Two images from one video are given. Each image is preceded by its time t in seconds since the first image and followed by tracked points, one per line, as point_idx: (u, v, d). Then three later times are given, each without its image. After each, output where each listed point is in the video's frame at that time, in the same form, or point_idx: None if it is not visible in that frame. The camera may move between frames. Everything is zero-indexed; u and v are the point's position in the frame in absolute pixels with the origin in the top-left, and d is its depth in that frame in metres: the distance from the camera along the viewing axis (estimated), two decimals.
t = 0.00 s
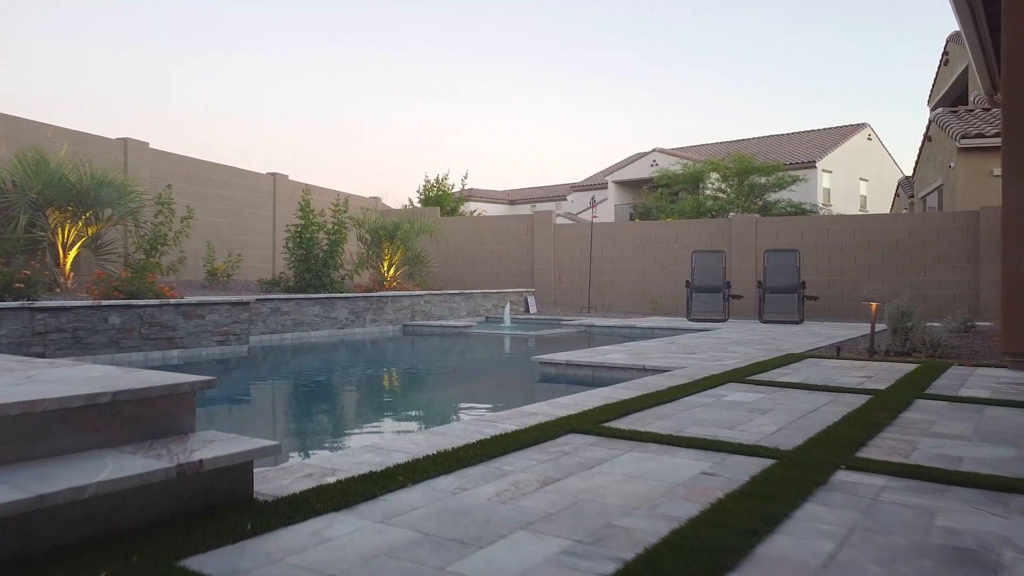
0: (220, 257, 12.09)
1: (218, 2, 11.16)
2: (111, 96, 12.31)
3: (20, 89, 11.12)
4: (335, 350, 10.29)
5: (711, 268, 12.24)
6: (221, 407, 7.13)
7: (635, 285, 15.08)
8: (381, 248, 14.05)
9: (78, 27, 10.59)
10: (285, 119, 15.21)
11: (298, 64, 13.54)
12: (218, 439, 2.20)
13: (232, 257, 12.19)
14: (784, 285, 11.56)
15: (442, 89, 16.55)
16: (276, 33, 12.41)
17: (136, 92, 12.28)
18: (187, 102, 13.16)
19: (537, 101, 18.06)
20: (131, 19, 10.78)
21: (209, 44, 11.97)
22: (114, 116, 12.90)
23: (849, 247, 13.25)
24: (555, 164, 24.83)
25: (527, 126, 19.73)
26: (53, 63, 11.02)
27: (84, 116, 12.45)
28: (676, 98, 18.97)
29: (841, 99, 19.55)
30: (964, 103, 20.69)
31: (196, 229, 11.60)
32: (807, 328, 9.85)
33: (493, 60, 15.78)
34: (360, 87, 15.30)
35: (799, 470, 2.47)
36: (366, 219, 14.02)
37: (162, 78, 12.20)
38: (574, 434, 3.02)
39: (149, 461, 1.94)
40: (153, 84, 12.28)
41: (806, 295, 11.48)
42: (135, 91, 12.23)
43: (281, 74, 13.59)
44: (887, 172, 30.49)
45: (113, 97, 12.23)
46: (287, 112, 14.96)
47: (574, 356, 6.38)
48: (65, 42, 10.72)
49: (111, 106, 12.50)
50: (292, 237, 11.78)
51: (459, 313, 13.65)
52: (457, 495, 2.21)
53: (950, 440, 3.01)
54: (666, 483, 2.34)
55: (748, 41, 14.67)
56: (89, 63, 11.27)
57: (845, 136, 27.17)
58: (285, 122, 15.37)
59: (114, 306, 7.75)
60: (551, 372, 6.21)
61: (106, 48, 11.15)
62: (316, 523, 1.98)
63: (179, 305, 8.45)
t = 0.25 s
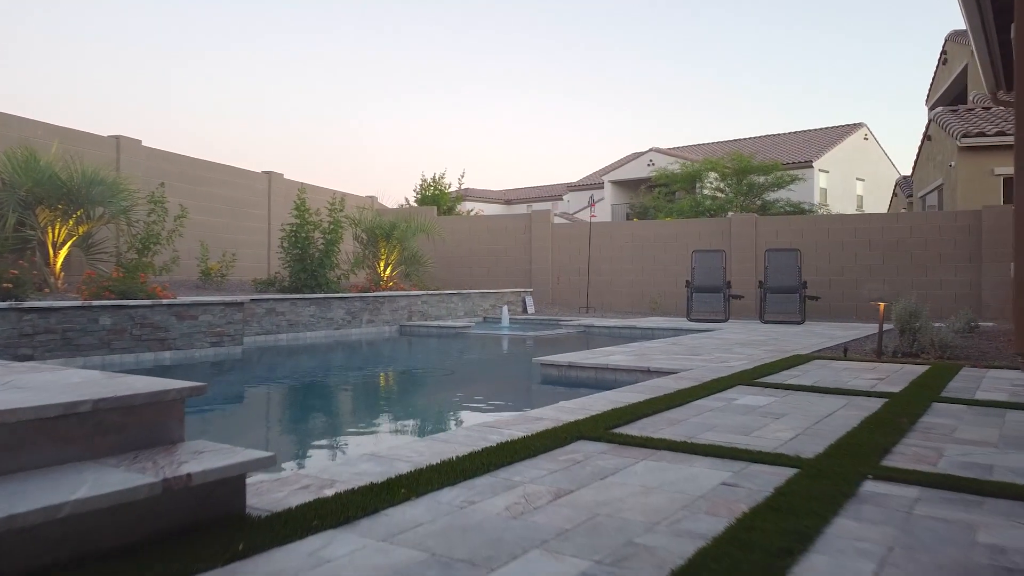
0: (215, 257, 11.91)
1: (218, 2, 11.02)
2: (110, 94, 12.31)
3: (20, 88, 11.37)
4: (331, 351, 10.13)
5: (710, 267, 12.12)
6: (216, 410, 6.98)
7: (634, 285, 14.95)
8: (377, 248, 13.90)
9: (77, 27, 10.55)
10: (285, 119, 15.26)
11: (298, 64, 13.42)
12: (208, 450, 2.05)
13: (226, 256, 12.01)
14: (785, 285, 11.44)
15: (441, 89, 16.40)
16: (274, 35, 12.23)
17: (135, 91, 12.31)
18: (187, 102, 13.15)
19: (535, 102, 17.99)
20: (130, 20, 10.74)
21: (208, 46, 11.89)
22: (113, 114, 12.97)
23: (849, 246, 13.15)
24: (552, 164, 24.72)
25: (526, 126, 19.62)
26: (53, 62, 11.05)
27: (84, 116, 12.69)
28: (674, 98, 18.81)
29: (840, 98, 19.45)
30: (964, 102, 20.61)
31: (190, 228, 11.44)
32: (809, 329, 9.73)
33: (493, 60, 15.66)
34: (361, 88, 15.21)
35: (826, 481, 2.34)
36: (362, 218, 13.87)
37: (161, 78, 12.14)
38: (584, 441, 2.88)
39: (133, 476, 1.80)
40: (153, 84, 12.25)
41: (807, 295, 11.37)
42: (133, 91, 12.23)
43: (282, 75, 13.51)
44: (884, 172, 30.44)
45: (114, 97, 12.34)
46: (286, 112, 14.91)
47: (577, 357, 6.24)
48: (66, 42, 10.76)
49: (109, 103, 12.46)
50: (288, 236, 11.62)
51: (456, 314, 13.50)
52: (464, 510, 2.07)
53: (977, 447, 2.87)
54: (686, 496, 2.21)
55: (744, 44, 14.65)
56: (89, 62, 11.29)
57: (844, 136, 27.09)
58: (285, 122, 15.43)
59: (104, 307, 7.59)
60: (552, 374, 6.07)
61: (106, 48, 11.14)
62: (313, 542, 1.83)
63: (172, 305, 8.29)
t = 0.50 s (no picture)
0: (200, 257, 11.69)
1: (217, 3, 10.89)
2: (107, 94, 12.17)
3: (20, 89, 11.30)
4: (319, 353, 9.95)
5: (703, 267, 12.03)
6: (203, 413, 6.81)
7: (626, 285, 14.84)
8: (366, 248, 13.74)
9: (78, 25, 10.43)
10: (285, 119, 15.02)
11: (298, 64, 13.24)
12: (188, 466, 1.90)
13: (212, 256, 11.78)
14: (778, 285, 11.37)
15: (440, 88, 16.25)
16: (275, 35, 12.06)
17: (134, 91, 12.20)
18: (187, 103, 13.03)
19: (534, 103, 17.93)
20: (130, 20, 10.63)
21: (208, 46, 11.77)
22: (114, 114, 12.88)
23: (841, 246, 13.12)
24: (542, 163, 24.62)
25: (520, 126, 19.51)
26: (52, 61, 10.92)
27: (84, 116, 12.62)
28: (673, 98, 18.74)
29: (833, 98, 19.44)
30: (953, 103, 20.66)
31: (174, 227, 11.22)
32: (803, 330, 9.65)
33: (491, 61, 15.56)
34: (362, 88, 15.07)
35: (846, 492, 2.20)
36: (350, 218, 13.70)
37: (162, 78, 12.02)
38: (588, 449, 2.74)
39: (104, 494, 1.64)
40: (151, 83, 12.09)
41: (800, 296, 11.30)
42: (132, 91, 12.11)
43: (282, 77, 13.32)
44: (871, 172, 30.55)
45: (114, 97, 12.25)
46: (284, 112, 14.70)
47: (571, 359, 6.10)
48: (65, 42, 10.66)
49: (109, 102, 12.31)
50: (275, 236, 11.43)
51: (446, 314, 13.34)
52: (465, 526, 1.92)
53: (996, 454, 2.75)
54: (701, 509, 2.07)
55: (741, 45, 14.64)
56: (90, 62, 11.20)
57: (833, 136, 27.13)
58: (285, 122, 15.19)
59: (85, 307, 7.39)
60: (546, 377, 5.94)
61: (107, 48, 11.05)
62: (303, 565, 1.68)
63: (155, 306, 8.09)
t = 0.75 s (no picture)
0: (182, 257, 11.43)
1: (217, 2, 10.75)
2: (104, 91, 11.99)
3: (20, 88, 11.09)
4: (304, 355, 9.76)
5: (693, 267, 11.95)
6: (185, 416, 6.63)
7: (614, 285, 14.75)
8: (351, 248, 13.55)
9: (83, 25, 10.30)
10: (285, 119, 15.17)
11: (299, 64, 13.25)
12: (163, 483, 1.75)
13: (194, 256, 11.54)
14: (768, 285, 11.30)
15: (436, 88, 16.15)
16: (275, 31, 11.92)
17: (134, 91, 12.09)
18: (186, 102, 12.98)
19: (531, 102, 17.93)
20: (130, 19, 10.46)
21: (209, 46, 11.68)
22: (114, 114, 12.76)
23: (830, 246, 13.10)
24: (529, 162, 24.52)
25: (512, 125, 19.40)
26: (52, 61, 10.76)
27: (84, 116, 12.49)
28: (671, 98, 18.84)
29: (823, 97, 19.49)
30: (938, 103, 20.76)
31: (156, 226, 10.98)
32: (794, 330, 9.58)
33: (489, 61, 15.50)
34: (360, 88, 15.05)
35: (869, 505, 2.08)
36: (336, 217, 13.52)
37: (162, 78, 11.96)
38: (591, 458, 2.60)
39: (68, 520, 1.49)
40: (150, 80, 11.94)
41: (790, 295, 11.25)
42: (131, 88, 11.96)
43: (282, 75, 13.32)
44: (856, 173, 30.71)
45: (113, 97, 12.12)
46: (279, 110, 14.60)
47: (564, 361, 5.97)
48: (65, 42, 10.47)
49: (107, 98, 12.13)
50: (258, 235, 11.22)
51: (433, 315, 13.17)
52: (467, 548, 1.78)
53: (1014, 462, 2.64)
54: (717, 526, 1.94)
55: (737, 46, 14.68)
56: (91, 62, 11.07)
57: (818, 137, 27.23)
58: (286, 121, 15.32)
59: (62, 308, 7.17)
60: (537, 380, 5.79)
61: (108, 48, 10.92)
62: None
63: (135, 307, 7.87)
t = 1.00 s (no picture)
0: (163, 257, 11.17)
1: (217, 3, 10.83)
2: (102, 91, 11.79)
3: (20, 90, 11.11)
4: (288, 357, 9.55)
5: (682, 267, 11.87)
6: (165, 421, 6.42)
7: (602, 286, 14.64)
8: (337, 248, 13.35)
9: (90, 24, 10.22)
10: (285, 119, 15.21)
11: (298, 64, 13.39)
12: (135, 508, 1.59)
13: (175, 256, 11.28)
14: (758, 286, 11.23)
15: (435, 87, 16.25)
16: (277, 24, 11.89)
17: (136, 92, 12.01)
18: (187, 102, 12.97)
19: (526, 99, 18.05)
20: (131, 20, 10.47)
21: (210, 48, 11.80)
22: (114, 114, 12.63)
23: (819, 246, 13.06)
24: (515, 160, 24.46)
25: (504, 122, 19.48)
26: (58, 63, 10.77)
27: (84, 116, 12.40)
28: (671, 98, 19.67)
29: (809, 93, 19.55)
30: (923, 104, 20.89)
31: (136, 225, 10.72)
32: (785, 331, 9.51)
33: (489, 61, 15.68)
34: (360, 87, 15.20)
35: (895, 521, 1.96)
36: (321, 216, 13.33)
37: (162, 78, 11.94)
38: (595, 470, 2.47)
39: (26, 553, 1.34)
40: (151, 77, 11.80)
41: (780, 295, 11.18)
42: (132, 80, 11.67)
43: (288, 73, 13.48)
44: (840, 174, 30.88)
45: (113, 98, 12.09)
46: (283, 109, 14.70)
47: (556, 363, 5.83)
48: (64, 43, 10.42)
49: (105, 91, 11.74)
50: (241, 234, 10.97)
51: (420, 316, 12.98)
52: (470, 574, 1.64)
53: None
54: (737, 547, 1.81)
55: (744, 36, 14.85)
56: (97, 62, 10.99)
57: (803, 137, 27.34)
58: (286, 122, 15.42)
59: (37, 310, 6.94)
60: (529, 383, 5.65)
61: (113, 48, 10.90)
62: None
63: (113, 308, 7.65)
